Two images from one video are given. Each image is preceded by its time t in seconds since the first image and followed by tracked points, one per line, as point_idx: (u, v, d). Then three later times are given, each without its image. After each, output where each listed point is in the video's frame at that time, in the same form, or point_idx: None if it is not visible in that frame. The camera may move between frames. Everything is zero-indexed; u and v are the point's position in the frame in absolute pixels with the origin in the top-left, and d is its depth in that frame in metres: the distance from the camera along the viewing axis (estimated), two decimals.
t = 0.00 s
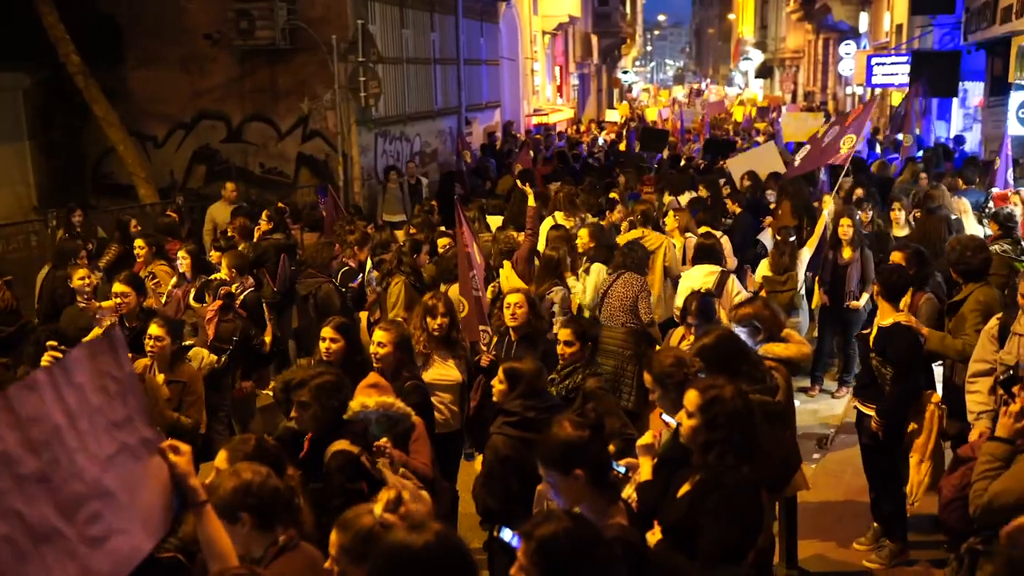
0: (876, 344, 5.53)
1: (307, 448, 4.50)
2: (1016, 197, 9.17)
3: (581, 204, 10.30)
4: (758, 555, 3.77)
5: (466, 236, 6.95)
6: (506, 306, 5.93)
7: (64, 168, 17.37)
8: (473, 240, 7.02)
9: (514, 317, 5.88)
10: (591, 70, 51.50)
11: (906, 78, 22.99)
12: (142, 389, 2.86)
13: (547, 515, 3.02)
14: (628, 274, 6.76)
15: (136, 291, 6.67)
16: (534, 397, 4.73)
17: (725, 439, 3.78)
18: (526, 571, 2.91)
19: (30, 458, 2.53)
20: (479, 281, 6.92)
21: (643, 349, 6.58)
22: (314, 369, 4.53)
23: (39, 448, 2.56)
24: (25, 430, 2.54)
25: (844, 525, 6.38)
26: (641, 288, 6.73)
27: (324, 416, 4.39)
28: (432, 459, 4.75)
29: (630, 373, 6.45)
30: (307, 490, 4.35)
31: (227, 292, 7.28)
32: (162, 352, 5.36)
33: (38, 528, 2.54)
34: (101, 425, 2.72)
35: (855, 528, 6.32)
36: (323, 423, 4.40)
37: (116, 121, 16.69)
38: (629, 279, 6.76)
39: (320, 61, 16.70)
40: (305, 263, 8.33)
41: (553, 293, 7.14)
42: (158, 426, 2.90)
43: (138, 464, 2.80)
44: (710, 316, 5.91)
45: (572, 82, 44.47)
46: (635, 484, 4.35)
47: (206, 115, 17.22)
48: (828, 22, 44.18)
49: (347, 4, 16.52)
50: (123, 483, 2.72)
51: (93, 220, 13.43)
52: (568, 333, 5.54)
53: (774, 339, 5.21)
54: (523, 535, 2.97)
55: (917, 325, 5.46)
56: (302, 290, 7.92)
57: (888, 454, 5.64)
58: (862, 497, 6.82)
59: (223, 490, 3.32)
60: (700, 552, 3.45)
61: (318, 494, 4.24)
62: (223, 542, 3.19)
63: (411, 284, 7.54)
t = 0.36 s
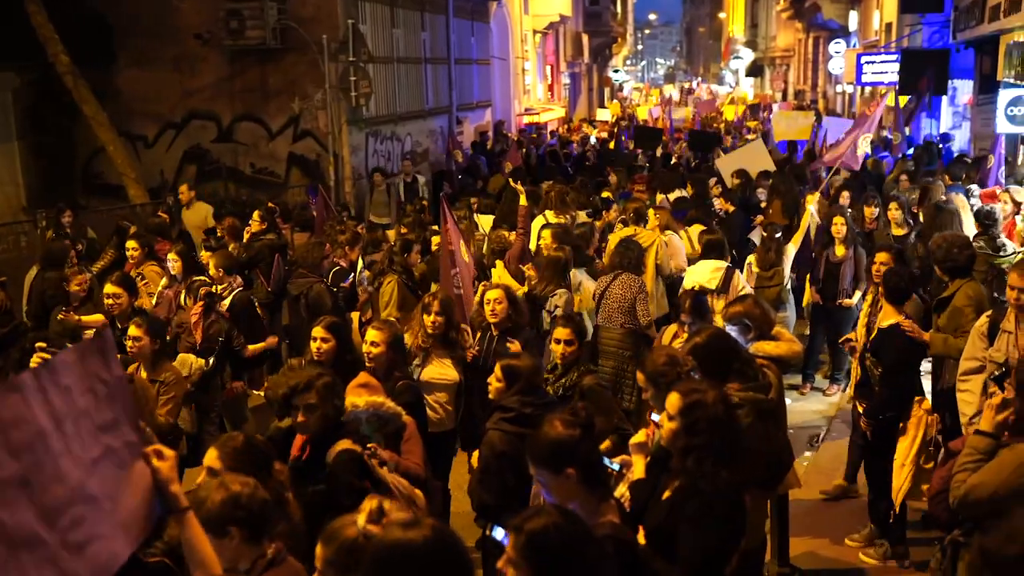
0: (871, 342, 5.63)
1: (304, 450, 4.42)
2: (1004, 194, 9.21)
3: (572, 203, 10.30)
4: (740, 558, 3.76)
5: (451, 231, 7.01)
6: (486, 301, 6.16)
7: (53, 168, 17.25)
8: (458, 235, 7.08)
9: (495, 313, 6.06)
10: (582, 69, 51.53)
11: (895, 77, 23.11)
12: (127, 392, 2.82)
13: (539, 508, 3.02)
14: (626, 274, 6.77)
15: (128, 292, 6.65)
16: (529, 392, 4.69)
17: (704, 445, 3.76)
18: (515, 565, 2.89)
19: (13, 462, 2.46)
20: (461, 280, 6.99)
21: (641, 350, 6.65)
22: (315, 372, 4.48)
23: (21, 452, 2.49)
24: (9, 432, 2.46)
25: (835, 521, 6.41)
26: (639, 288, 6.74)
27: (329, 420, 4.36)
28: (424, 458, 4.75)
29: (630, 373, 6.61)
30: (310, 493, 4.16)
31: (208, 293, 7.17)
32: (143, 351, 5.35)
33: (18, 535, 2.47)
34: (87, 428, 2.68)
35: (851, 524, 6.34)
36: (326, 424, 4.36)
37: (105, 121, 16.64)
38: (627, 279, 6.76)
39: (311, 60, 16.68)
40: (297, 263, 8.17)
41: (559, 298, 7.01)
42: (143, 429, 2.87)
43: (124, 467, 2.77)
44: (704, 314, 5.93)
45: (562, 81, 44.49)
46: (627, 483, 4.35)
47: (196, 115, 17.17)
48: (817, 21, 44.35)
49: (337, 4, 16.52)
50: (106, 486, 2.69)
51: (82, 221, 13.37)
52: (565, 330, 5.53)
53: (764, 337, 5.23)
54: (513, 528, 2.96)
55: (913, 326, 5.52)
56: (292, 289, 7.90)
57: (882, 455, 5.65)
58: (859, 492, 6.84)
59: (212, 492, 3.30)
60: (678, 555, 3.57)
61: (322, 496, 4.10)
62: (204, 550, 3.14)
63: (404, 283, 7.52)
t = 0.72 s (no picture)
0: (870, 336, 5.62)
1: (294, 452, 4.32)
2: (990, 185, 9.23)
3: (562, 199, 10.28)
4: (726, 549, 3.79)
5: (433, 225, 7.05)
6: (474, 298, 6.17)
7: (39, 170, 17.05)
8: (441, 230, 7.10)
9: (482, 309, 6.09)
10: (571, 66, 51.50)
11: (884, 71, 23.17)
12: (112, 368, 2.77)
13: (517, 502, 3.04)
14: (621, 271, 6.76)
15: (120, 291, 6.63)
16: (521, 391, 4.74)
17: (687, 440, 3.75)
18: (493, 559, 2.90)
19: None
20: (438, 277, 7.11)
21: (634, 345, 6.69)
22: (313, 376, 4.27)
23: None
24: None
25: (827, 514, 6.42)
26: (634, 285, 6.72)
27: (335, 426, 4.15)
28: (415, 456, 4.76)
29: (626, 368, 6.71)
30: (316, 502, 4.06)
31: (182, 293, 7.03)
32: (121, 351, 5.34)
33: None
34: (66, 408, 2.66)
35: (845, 517, 6.35)
36: (328, 435, 4.15)
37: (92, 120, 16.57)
38: (622, 276, 6.74)
39: (299, 58, 16.65)
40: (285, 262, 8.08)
41: (553, 295, 7.01)
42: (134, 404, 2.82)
43: (111, 443, 2.75)
44: (692, 309, 5.93)
45: (552, 78, 44.44)
46: (620, 479, 4.37)
47: (185, 114, 17.10)
48: (806, 16, 44.43)
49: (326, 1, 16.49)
50: (90, 464, 2.67)
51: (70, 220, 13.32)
52: (558, 327, 5.51)
53: (755, 331, 5.23)
54: (493, 522, 2.98)
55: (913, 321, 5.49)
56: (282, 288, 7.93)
57: (879, 450, 5.64)
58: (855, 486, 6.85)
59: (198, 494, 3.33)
60: (664, 548, 3.61)
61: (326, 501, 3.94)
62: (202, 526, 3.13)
63: (397, 279, 7.52)
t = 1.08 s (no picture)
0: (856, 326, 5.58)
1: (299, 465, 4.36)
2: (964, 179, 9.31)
3: (542, 197, 10.29)
4: (708, 544, 3.81)
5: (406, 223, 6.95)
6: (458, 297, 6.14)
7: (13, 175, 16.77)
8: (414, 229, 7.00)
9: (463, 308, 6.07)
10: (551, 64, 51.54)
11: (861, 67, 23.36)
12: (108, 389, 2.80)
13: (499, 500, 3.06)
14: (600, 270, 6.78)
15: (98, 295, 6.59)
16: (505, 388, 4.73)
17: (669, 430, 3.79)
18: (477, 558, 2.93)
19: None
20: (409, 276, 6.99)
21: (614, 343, 6.70)
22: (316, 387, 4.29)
23: None
24: None
25: (808, 509, 6.46)
26: (614, 283, 6.75)
27: (333, 437, 4.20)
28: (397, 456, 4.76)
29: (609, 367, 6.70)
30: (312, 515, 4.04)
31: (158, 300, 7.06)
32: (100, 356, 5.31)
33: None
34: (59, 430, 2.70)
35: (828, 512, 6.39)
36: (336, 440, 4.20)
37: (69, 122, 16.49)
38: (601, 276, 6.76)
39: (278, 59, 16.60)
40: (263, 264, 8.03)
41: (529, 293, 7.01)
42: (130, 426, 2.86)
43: (106, 463, 2.78)
44: (673, 306, 5.95)
45: (532, 77, 44.46)
46: (603, 474, 4.37)
47: (162, 116, 16.99)
48: (783, 13, 44.74)
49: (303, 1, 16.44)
50: (85, 485, 2.72)
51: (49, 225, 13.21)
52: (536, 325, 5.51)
53: (736, 327, 5.25)
54: (476, 521, 3.00)
55: (898, 312, 5.46)
56: (264, 290, 7.81)
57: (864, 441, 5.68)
58: (836, 479, 6.89)
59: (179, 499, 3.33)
60: (643, 538, 3.76)
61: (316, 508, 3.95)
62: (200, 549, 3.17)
63: (381, 278, 7.54)
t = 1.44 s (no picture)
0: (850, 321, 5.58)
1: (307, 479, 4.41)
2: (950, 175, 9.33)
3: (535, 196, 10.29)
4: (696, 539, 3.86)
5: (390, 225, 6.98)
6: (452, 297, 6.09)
7: (11, 175, 17.04)
8: (400, 233, 7.04)
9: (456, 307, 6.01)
10: (543, 62, 51.57)
11: (851, 65, 23.43)
12: (97, 382, 2.81)
13: (500, 492, 3.05)
14: (590, 270, 6.78)
15: (89, 295, 6.57)
16: (501, 394, 4.71)
17: (664, 424, 3.82)
18: (478, 549, 2.92)
19: None
20: (394, 279, 7.09)
21: (607, 341, 6.73)
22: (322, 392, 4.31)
23: None
24: None
25: (801, 505, 6.48)
26: (603, 283, 6.75)
27: (330, 446, 4.24)
28: (390, 456, 4.75)
29: (602, 366, 6.75)
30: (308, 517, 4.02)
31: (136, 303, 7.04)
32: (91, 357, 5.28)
33: None
34: (52, 422, 2.69)
35: (822, 509, 6.40)
36: (333, 447, 4.24)
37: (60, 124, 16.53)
38: (591, 276, 6.75)
39: (269, 59, 16.54)
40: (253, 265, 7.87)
41: (532, 290, 7.01)
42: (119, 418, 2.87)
43: (98, 456, 2.80)
44: (666, 304, 5.98)
45: (523, 75, 44.46)
46: (600, 473, 4.37)
47: (154, 116, 16.93)
48: (774, 10, 44.88)
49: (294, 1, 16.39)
50: (81, 477, 2.73)
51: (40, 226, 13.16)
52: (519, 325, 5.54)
53: (729, 325, 5.26)
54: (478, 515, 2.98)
55: (891, 306, 5.47)
56: (256, 289, 7.74)
57: (859, 437, 5.68)
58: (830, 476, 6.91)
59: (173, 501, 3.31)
60: (635, 533, 3.76)
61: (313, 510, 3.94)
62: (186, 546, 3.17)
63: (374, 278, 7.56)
